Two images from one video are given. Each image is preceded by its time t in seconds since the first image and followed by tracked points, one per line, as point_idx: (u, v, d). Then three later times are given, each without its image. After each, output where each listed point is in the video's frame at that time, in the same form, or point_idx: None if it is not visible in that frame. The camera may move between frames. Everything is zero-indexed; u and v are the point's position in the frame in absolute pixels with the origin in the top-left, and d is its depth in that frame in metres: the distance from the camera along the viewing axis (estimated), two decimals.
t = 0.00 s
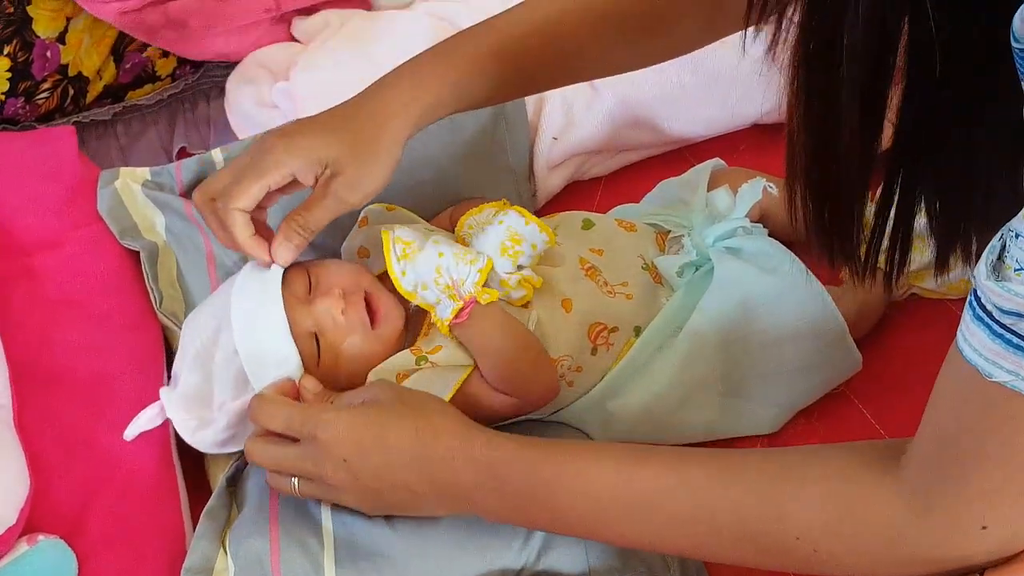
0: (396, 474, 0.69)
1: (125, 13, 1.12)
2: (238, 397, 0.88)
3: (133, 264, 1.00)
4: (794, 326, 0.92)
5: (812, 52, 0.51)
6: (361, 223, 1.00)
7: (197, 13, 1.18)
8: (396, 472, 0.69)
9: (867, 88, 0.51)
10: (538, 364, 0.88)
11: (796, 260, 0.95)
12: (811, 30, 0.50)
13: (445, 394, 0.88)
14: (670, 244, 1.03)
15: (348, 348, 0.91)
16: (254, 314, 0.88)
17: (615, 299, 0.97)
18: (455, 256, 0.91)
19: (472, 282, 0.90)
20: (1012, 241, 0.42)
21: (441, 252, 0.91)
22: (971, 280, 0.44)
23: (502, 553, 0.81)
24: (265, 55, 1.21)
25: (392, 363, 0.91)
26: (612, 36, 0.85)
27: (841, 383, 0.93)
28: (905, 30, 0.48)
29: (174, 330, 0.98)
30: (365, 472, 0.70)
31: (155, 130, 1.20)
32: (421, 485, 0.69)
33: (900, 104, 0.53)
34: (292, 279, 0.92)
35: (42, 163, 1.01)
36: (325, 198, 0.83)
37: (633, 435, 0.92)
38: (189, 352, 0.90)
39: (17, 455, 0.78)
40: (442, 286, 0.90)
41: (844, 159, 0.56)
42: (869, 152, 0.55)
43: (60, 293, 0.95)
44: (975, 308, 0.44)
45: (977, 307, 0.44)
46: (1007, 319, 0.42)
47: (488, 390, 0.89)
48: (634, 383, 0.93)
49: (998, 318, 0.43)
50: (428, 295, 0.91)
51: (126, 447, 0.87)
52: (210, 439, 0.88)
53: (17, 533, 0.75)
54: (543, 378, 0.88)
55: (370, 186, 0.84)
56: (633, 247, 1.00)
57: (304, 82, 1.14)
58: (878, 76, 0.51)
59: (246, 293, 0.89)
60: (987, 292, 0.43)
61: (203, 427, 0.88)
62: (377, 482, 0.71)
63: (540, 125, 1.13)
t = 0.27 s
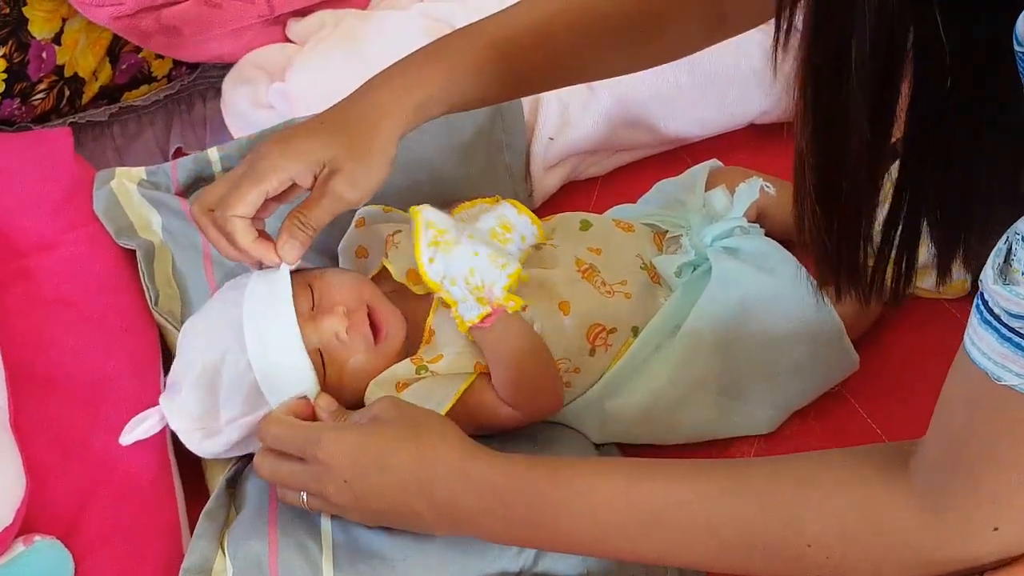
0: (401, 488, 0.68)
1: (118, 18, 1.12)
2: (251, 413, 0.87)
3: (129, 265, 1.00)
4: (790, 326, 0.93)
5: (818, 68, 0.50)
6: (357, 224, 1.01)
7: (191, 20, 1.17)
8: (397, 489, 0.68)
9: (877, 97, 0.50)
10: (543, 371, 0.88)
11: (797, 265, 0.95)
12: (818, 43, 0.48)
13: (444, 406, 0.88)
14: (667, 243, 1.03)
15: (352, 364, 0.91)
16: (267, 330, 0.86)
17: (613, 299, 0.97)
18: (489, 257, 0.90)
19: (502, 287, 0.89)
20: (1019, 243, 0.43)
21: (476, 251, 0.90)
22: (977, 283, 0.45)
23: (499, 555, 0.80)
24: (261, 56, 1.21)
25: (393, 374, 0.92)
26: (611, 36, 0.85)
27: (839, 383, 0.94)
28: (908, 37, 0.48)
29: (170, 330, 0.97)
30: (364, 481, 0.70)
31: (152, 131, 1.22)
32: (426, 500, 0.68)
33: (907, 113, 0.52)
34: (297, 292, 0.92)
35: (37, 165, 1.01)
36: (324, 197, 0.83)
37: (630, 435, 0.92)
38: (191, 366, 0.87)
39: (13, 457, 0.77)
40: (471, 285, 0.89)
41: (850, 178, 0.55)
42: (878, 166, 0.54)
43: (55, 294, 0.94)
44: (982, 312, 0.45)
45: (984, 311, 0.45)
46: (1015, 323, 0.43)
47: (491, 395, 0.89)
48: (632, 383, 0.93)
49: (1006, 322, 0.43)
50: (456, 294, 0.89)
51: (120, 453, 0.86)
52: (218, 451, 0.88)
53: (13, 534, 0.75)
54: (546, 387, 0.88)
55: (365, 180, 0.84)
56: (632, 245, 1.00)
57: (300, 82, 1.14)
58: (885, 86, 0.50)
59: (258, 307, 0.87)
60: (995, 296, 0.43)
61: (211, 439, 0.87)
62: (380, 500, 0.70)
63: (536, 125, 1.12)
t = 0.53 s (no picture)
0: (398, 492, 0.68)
1: (115, 15, 1.12)
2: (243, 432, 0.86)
3: (126, 261, 1.00)
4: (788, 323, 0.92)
5: (819, 73, 0.49)
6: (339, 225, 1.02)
7: (187, 17, 1.17)
8: (395, 486, 0.68)
9: (880, 104, 0.50)
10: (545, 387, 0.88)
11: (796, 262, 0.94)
12: (818, 48, 0.48)
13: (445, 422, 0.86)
14: (663, 238, 1.03)
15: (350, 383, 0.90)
16: (261, 348, 0.87)
17: (609, 293, 0.97)
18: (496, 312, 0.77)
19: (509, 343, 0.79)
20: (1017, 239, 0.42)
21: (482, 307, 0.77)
22: (976, 279, 0.45)
23: (497, 557, 0.80)
24: (257, 53, 1.21)
25: (391, 389, 0.90)
26: (608, 34, 0.86)
27: (837, 378, 0.94)
28: (912, 48, 0.47)
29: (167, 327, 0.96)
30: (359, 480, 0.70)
31: (149, 128, 1.22)
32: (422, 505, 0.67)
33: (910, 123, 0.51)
34: (294, 307, 0.91)
35: (34, 163, 1.01)
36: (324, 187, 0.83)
37: (630, 429, 0.92)
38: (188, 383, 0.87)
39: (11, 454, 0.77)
40: (479, 347, 0.78)
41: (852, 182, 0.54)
42: (881, 170, 0.53)
43: (52, 291, 0.94)
44: (981, 307, 0.45)
45: (983, 307, 0.45)
46: (1014, 318, 0.43)
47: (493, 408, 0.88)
48: (628, 376, 0.93)
49: (1005, 317, 0.43)
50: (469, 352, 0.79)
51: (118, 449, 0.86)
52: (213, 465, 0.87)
53: (10, 532, 0.75)
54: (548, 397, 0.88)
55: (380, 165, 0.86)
56: (625, 242, 1.00)
57: (298, 79, 1.14)
58: (887, 93, 0.49)
59: (254, 323, 0.87)
60: (994, 292, 0.43)
61: (207, 454, 0.87)
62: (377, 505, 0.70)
63: (534, 121, 1.12)
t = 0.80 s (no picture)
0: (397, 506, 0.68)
1: (114, 15, 1.12)
2: (245, 439, 0.86)
3: (126, 261, 1.00)
4: (787, 322, 0.92)
5: (814, 72, 0.50)
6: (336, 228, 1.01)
7: (185, 17, 1.16)
8: (394, 487, 0.68)
9: (874, 101, 0.50)
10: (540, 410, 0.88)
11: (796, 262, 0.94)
12: (812, 47, 0.49)
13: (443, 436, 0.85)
14: (662, 239, 1.03)
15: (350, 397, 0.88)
16: (265, 359, 0.85)
17: (607, 293, 0.97)
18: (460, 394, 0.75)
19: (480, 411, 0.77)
20: (1015, 240, 0.42)
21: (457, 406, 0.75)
22: (975, 280, 0.45)
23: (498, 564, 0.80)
24: (256, 54, 1.21)
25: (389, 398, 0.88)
26: (605, 34, 0.86)
27: (836, 377, 0.94)
28: (906, 46, 0.47)
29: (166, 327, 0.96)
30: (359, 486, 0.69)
31: (148, 129, 1.21)
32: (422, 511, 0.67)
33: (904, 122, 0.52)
34: (297, 315, 0.90)
35: (34, 163, 1.01)
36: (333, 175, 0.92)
37: (629, 428, 0.92)
38: (192, 394, 0.86)
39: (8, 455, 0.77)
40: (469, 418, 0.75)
41: (846, 177, 0.55)
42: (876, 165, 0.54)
43: (51, 291, 0.94)
44: (981, 309, 0.45)
45: (982, 308, 0.45)
46: (1011, 319, 0.43)
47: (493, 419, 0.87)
48: (627, 376, 0.93)
49: (1003, 318, 0.43)
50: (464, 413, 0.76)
51: (116, 450, 0.86)
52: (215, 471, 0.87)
53: (9, 532, 0.75)
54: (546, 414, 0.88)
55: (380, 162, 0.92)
56: (623, 243, 1.00)
57: (298, 79, 1.14)
58: (881, 90, 0.50)
59: (258, 332, 0.86)
60: (992, 293, 0.43)
61: (211, 461, 0.87)
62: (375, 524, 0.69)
63: (533, 120, 1.12)
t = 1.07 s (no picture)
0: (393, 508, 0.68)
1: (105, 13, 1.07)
2: (242, 440, 0.86)
3: (124, 261, 1.00)
4: (784, 321, 0.93)
5: (812, 66, 0.50)
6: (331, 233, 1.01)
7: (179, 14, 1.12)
8: (392, 484, 0.69)
9: (871, 95, 0.50)
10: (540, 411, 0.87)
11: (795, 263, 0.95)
12: (810, 41, 0.48)
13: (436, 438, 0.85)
14: (659, 238, 1.04)
15: (348, 400, 0.89)
16: (265, 360, 0.86)
17: (604, 293, 0.97)
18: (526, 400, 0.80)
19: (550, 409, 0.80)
20: (1012, 237, 0.42)
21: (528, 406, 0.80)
22: (973, 277, 0.45)
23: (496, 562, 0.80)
24: (253, 53, 1.21)
25: (384, 401, 0.89)
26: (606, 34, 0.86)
27: (834, 377, 0.94)
28: (903, 41, 0.47)
29: (163, 326, 0.96)
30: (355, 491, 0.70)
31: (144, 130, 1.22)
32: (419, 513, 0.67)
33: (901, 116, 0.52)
34: (296, 316, 0.90)
35: (31, 163, 1.01)
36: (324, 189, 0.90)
37: (624, 427, 0.92)
38: (190, 392, 0.86)
39: (7, 454, 0.77)
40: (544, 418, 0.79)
41: (844, 171, 0.55)
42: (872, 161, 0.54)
43: (49, 291, 0.94)
44: (979, 306, 0.45)
45: (981, 305, 0.45)
46: (1009, 316, 0.43)
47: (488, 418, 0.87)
48: (625, 375, 0.94)
49: (1001, 315, 0.43)
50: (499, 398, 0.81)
51: (115, 449, 0.86)
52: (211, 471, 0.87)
53: (7, 532, 0.75)
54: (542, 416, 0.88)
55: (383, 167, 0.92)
56: (620, 243, 1.01)
57: (296, 80, 1.14)
58: (879, 84, 0.49)
59: (258, 333, 0.87)
60: (990, 289, 0.43)
61: (207, 460, 0.87)
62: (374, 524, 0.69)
63: (530, 120, 1.13)
